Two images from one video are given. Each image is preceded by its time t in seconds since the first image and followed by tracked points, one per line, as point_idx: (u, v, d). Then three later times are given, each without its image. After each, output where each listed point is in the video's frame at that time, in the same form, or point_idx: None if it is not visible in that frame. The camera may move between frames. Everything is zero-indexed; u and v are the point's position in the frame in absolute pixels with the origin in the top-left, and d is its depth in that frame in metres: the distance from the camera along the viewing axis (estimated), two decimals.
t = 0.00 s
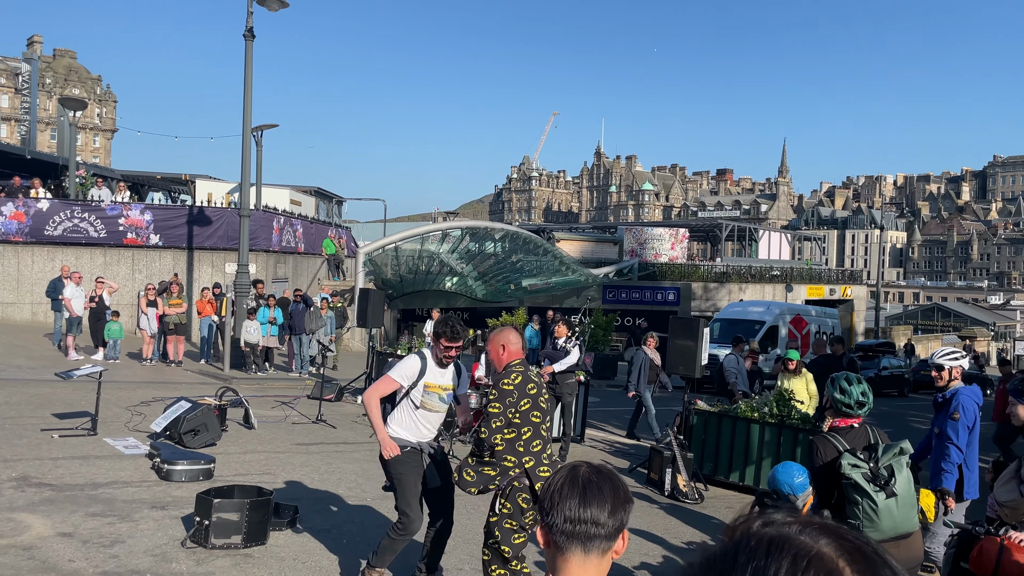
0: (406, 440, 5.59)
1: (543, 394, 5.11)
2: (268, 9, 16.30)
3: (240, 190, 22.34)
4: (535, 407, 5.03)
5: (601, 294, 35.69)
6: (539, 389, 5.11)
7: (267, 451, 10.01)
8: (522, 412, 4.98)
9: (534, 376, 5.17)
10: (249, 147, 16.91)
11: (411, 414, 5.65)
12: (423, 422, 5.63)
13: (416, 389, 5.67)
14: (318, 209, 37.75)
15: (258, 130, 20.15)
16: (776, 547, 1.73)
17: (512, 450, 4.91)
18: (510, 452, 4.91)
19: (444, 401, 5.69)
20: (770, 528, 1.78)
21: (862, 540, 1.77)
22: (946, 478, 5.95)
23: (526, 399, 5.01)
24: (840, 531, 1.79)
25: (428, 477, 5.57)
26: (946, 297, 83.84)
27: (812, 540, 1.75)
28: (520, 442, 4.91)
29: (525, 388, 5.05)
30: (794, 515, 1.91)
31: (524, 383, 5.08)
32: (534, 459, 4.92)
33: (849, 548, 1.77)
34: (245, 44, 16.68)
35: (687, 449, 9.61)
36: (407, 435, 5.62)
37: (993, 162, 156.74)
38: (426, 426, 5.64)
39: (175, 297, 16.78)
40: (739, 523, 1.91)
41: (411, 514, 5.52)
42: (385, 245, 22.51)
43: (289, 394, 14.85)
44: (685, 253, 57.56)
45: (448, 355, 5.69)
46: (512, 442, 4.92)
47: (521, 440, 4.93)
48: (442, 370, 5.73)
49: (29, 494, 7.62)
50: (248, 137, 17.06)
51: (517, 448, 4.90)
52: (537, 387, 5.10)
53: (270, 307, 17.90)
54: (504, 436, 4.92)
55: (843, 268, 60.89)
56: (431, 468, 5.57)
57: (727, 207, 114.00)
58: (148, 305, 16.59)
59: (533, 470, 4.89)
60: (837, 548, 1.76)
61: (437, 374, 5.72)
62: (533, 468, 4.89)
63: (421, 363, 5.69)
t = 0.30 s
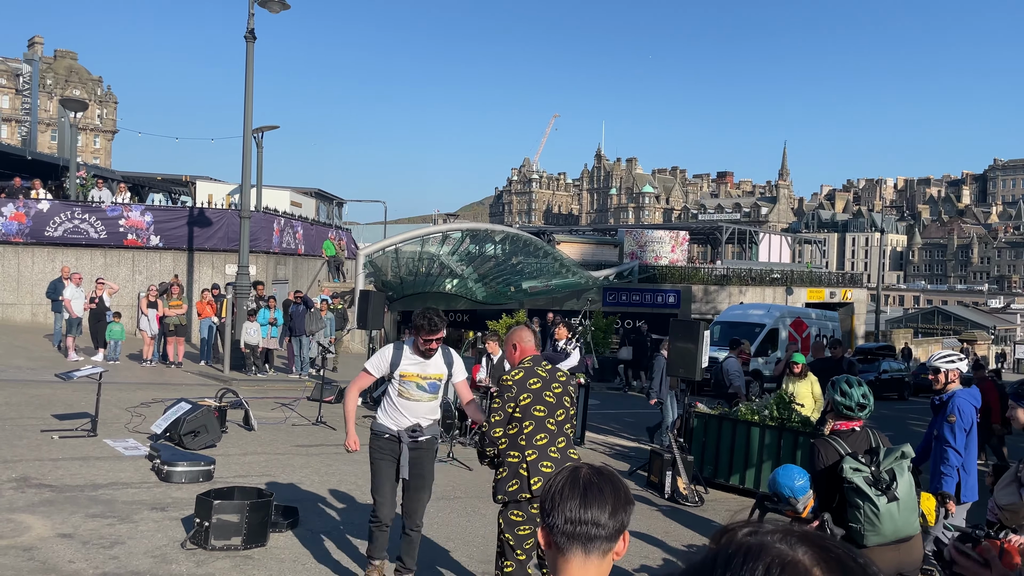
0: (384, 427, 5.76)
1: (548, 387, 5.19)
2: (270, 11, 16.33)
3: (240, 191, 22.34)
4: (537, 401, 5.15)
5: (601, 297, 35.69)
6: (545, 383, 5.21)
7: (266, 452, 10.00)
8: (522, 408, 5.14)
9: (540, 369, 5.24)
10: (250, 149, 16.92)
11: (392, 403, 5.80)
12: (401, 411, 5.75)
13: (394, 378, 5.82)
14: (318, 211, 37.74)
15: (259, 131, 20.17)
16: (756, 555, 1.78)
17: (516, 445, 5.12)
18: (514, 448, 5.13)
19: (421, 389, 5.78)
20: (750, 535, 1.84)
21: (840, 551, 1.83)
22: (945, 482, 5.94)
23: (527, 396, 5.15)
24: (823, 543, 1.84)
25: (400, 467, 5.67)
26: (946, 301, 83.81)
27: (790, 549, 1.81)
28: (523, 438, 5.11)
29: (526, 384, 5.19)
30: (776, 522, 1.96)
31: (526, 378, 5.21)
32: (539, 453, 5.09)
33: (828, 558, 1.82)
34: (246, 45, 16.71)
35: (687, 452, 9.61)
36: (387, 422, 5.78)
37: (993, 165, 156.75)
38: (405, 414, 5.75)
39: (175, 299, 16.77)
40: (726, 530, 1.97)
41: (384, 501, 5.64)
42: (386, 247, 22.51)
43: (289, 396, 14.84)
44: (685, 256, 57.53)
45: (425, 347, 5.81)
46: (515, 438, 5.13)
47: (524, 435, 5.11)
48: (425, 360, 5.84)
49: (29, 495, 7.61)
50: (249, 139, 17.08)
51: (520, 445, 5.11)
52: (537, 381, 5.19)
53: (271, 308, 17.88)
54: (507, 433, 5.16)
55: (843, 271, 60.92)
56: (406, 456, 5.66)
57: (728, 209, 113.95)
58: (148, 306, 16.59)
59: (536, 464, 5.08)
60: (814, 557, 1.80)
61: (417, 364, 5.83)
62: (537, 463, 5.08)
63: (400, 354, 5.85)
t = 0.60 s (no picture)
0: (376, 426, 5.80)
1: (557, 395, 5.28)
2: (271, 11, 16.34)
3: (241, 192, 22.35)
4: (546, 407, 5.25)
5: (601, 298, 35.71)
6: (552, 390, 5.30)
7: (266, 452, 10.00)
8: (531, 413, 5.23)
9: (548, 377, 5.35)
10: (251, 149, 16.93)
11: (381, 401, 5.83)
12: (387, 408, 5.78)
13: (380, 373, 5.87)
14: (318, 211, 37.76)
15: (259, 132, 20.19)
16: (745, 559, 1.78)
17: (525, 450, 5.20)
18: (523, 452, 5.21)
19: (407, 385, 5.79)
20: (740, 538, 1.83)
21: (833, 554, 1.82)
22: (945, 484, 5.94)
23: (536, 401, 5.25)
24: (812, 546, 1.83)
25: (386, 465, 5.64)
26: (946, 302, 83.82)
27: (778, 553, 1.80)
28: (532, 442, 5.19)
29: (535, 390, 5.28)
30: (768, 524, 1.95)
31: (535, 386, 5.29)
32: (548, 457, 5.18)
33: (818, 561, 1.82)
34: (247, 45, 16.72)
35: (687, 453, 9.61)
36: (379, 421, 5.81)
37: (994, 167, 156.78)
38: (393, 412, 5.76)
39: (176, 298, 16.77)
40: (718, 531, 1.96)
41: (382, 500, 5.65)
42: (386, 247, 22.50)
43: (289, 396, 14.84)
44: (686, 257, 57.56)
45: (410, 342, 5.83)
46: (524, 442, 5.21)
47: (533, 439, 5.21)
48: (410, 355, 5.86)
49: (29, 495, 7.61)
50: (250, 139, 17.09)
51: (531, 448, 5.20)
52: (547, 389, 5.29)
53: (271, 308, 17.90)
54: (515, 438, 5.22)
55: (843, 273, 60.94)
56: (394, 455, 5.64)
57: (728, 211, 114.03)
58: (148, 306, 16.58)
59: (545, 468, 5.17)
60: (802, 560, 1.80)
61: (402, 360, 5.86)
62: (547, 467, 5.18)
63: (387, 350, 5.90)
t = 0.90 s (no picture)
0: (382, 443, 5.76)
1: (535, 392, 5.35)
2: (273, 10, 16.36)
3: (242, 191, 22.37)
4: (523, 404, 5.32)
5: (602, 297, 35.72)
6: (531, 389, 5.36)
7: (266, 452, 10.01)
8: (509, 410, 5.32)
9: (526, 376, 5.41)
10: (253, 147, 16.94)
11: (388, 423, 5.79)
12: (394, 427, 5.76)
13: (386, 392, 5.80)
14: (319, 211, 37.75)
15: (261, 131, 20.21)
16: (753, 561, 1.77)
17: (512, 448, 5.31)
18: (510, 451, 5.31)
19: (413, 404, 5.75)
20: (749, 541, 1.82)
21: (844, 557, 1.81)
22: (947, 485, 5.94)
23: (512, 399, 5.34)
24: (818, 550, 1.83)
25: (395, 481, 5.60)
26: (947, 303, 83.80)
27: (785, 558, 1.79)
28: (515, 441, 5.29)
29: (512, 389, 5.36)
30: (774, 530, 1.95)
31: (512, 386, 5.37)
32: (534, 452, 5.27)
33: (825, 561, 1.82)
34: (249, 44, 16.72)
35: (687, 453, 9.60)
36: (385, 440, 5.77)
37: (996, 167, 156.70)
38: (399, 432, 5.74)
39: (176, 297, 16.79)
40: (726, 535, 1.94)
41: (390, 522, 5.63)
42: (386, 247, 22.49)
43: (289, 395, 14.85)
44: (686, 257, 57.57)
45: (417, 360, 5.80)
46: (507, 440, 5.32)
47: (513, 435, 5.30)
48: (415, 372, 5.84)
49: (29, 493, 7.61)
50: (252, 138, 17.12)
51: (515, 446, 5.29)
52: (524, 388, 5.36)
53: (271, 307, 17.84)
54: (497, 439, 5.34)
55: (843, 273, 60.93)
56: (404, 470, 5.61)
57: (728, 211, 114.09)
58: (149, 305, 16.59)
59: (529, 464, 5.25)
60: (808, 564, 1.80)
61: (405, 379, 5.80)
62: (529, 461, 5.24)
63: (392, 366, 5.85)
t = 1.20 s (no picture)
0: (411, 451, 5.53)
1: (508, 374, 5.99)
2: (274, 9, 16.37)
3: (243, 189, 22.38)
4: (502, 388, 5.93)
5: (603, 296, 35.76)
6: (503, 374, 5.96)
7: (268, 450, 10.02)
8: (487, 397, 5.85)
9: (500, 361, 6.07)
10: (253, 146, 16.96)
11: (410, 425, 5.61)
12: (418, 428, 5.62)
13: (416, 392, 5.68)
14: (320, 210, 37.80)
15: (262, 129, 20.23)
16: (776, 559, 1.70)
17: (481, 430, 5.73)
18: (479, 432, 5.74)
19: (450, 406, 5.70)
20: (771, 540, 1.76)
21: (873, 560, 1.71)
22: (949, 484, 5.95)
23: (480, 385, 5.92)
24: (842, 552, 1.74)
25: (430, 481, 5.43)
26: (948, 302, 83.79)
27: (809, 560, 1.71)
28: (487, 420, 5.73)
29: (493, 371, 5.99)
30: (801, 532, 1.86)
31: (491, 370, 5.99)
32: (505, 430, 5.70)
33: (849, 568, 1.73)
34: (249, 43, 16.74)
35: (688, 452, 9.61)
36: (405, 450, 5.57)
37: (997, 166, 156.66)
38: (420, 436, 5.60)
39: (178, 295, 16.81)
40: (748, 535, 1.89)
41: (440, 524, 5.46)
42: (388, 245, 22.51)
43: (290, 393, 14.86)
44: (687, 256, 57.68)
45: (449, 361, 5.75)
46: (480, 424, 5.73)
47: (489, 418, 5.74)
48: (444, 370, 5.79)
49: (31, 491, 7.63)
50: (253, 136, 17.13)
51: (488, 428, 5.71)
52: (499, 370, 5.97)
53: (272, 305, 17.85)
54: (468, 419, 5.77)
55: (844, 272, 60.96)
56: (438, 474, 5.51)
57: (729, 210, 114.20)
58: (150, 303, 16.61)
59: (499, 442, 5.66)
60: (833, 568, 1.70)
61: (438, 380, 5.72)
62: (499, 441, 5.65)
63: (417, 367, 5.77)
